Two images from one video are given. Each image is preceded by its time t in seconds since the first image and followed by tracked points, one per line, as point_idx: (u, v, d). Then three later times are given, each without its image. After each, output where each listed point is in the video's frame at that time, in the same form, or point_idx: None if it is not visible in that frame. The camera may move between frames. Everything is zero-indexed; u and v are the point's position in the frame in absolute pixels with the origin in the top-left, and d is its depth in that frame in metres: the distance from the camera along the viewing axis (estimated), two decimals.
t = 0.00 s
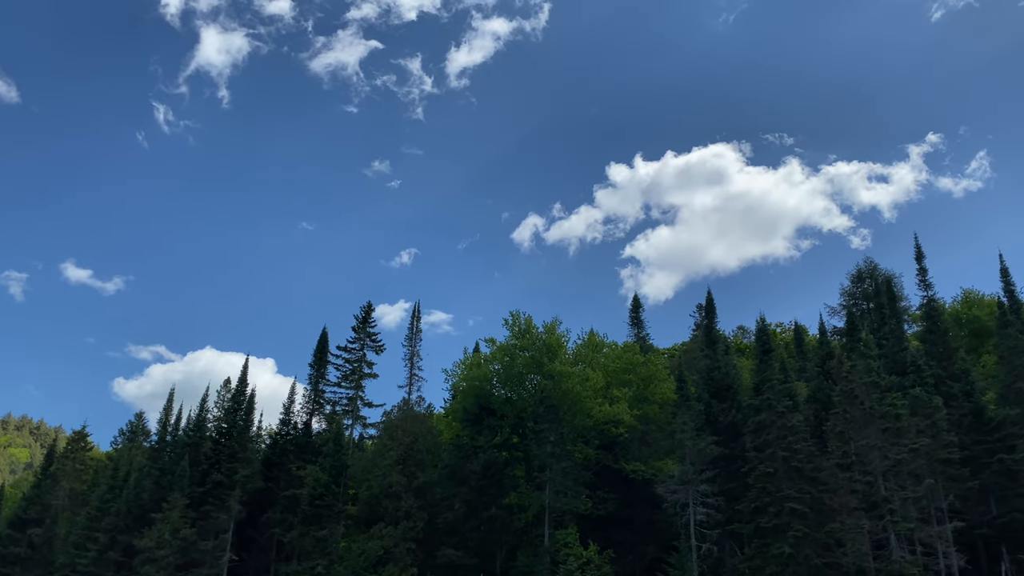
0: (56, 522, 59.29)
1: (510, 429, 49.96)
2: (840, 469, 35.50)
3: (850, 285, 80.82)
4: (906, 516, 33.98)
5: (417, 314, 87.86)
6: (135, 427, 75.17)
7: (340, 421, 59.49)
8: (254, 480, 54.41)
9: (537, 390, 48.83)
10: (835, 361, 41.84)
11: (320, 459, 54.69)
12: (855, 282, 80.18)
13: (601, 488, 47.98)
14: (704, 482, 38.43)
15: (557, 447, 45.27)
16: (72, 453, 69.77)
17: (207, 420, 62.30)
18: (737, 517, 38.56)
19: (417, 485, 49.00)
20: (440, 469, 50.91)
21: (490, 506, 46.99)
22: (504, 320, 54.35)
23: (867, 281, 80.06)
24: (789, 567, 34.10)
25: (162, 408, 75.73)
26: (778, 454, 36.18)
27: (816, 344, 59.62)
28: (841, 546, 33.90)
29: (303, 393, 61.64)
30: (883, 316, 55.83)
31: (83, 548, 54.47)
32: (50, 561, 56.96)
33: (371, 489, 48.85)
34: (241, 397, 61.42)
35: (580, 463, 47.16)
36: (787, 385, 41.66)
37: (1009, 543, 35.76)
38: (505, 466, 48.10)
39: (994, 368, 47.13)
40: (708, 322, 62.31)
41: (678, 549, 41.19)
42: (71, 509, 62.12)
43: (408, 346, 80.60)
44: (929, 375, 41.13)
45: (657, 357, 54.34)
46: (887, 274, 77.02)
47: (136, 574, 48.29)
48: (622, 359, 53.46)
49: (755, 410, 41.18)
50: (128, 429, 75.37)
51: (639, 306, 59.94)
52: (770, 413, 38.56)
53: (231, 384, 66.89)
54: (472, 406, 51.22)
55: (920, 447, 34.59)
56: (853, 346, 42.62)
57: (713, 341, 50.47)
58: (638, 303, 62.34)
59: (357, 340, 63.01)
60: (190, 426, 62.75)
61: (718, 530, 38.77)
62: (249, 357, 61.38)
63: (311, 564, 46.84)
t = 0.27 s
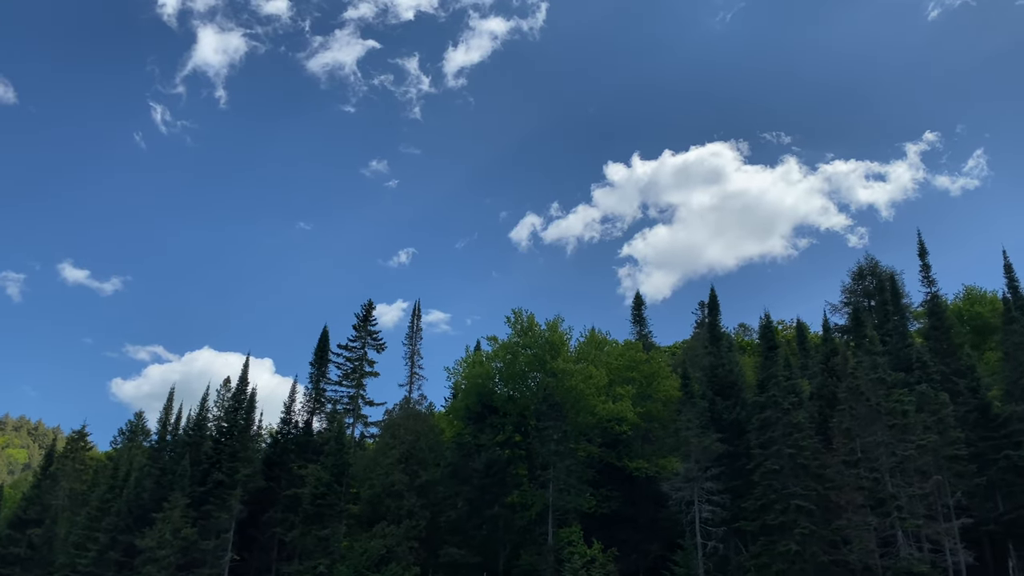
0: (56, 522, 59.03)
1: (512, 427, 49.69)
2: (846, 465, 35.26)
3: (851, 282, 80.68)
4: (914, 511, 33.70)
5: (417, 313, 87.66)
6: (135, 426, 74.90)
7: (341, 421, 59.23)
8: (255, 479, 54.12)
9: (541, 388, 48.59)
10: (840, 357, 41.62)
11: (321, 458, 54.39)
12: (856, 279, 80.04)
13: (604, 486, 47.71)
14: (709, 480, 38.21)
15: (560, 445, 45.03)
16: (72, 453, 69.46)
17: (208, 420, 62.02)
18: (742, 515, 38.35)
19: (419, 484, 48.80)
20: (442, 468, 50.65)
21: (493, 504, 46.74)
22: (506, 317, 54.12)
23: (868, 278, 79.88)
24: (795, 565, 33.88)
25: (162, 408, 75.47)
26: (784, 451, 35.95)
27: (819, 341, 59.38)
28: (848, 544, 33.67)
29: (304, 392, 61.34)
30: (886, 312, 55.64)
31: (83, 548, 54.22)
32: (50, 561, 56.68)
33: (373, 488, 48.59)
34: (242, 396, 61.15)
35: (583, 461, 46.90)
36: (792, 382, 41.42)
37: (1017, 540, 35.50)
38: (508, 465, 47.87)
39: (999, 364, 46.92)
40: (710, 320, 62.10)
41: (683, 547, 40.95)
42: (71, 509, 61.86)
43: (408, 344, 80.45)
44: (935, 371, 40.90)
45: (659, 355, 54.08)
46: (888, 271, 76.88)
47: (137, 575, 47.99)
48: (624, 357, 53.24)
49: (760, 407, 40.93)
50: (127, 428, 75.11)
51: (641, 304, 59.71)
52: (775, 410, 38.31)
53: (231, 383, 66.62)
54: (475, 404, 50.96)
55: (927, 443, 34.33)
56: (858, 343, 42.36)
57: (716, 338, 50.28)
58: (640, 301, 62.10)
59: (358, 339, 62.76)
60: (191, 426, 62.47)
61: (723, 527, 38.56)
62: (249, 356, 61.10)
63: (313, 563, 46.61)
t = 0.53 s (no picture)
0: (57, 522, 58.82)
1: (516, 425, 49.37)
2: (853, 462, 35.06)
3: (853, 280, 80.52)
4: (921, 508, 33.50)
5: (418, 311, 87.44)
6: (136, 425, 74.68)
7: (343, 419, 59.00)
8: (257, 478, 53.87)
9: (544, 385, 48.37)
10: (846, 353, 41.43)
11: (324, 456, 54.16)
12: (858, 277, 79.89)
13: (608, 483, 47.51)
14: (715, 477, 38.00)
15: (564, 443, 44.80)
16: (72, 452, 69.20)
17: (209, 418, 61.79)
18: (749, 512, 38.16)
19: (422, 482, 48.59)
20: (446, 466, 50.43)
21: (497, 502, 46.53)
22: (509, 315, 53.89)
23: (870, 275, 79.71)
24: (802, 562, 33.67)
25: (163, 406, 75.25)
26: (791, 449, 35.75)
27: (822, 339, 59.19)
28: (855, 541, 33.45)
29: (306, 390, 61.12)
30: (890, 309, 55.48)
31: (85, 547, 54.02)
32: (51, 560, 56.46)
33: (377, 486, 48.35)
34: (243, 394, 60.92)
35: (587, 459, 46.68)
36: (798, 379, 41.21)
37: None
38: (512, 462, 47.66)
39: (1005, 361, 46.74)
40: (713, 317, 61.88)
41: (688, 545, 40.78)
42: (72, 509, 61.68)
43: (410, 342, 80.29)
44: (942, 367, 40.69)
45: (663, 352, 53.87)
46: (890, 268, 76.72)
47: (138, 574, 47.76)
48: (628, 354, 53.05)
49: (765, 404, 40.72)
50: (128, 427, 74.88)
51: (644, 301, 59.49)
52: (781, 406, 38.09)
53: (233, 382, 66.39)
54: (478, 402, 50.73)
55: (935, 439, 34.10)
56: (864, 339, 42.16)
57: (720, 335, 50.09)
58: (643, 298, 61.90)
59: (360, 336, 62.53)
60: (192, 425, 62.24)
61: (729, 525, 38.37)
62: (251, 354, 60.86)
63: (316, 562, 46.40)
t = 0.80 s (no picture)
0: (59, 520, 58.59)
1: (519, 423, 48.77)
2: (861, 459, 34.81)
3: (856, 277, 80.32)
4: (930, 505, 33.26)
5: (420, 309, 87.23)
6: (137, 423, 74.45)
7: (346, 417, 58.77)
8: (260, 476, 53.62)
9: (549, 382, 48.13)
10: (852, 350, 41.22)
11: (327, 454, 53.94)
12: (861, 274, 79.69)
13: (613, 481, 47.24)
14: (722, 475, 37.75)
15: (569, 440, 44.55)
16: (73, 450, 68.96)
17: (211, 416, 61.57)
18: (756, 509, 37.92)
19: (426, 480, 48.36)
20: (449, 463, 50.18)
21: (501, 500, 46.30)
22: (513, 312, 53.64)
23: (873, 272, 79.47)
24: (810, 559, 33.40)
25: (164, 405, 75.03)
26: (798, 446, 35.51)
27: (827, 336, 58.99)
28: (864, 539, 33.17)
29: (308, 388, 60.89)
30: (895, 306, 55.27)
31: (87, 546, 53.79)
32: (53, 559, 56.23)
33: (380, 484, 48.11)
34: (245, 392, 60.69)
35: (592, 457, 46.44)
36: (805, 376, 40.99)
37: None
38: (516, 460, 47.42)
39: (1011, 358, 46.53)
40: (717, 314, 61.65)
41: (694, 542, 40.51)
42: (74, 507, 61.50)
43: (412, 340, 80.10)
44: (949, 364, 40.47)
45: (667, 349, 53.64)
46: (894, 265, 76.51)
47: (141, 572, 47.51)
48: (633, 351, 52.86)
49: (772, 401, 40.49)
50: (129, 426, 74.65)
51: (648, 299, 59.27)
52: (788, 404, 37.84)
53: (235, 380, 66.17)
54: (482, 399, 50.47)
55: (944, 436, 33.82)
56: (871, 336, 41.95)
57: (725, 333, 49.89)
58: (646, 296, 61.69)
59: (363, 334, 62.29)
60: (194, 423, 61.99)
61: (736, 523, 38.14)
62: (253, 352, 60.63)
63: (320, 560, 46.18)
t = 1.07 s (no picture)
0: (60, 518, 58.42)
1: (524, 420, 48.74)
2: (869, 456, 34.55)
3: (859, 274, 80.07)
4: (939, 502, 33.00)
5: (422, 306, 86.99)
6: (139, 420, 74.28)
7: (349, 414, 58.56)
8: (263, 474, 53.41)
9: (553, 380, 47.90)
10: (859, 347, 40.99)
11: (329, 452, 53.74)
12: (864, 271, 79.45)
13: (618, 479, 47.01)
14: (728, 472, 37.49)
15: (574, 437, 44.29)
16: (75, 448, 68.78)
17: (214, 414, 61.38)
18: (762, 507, 37.67)
19: (430, 477, 48.14)
20: (453, 461, 49.95)
21: (505, 498, 46.06)
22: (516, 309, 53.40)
23: (877, 270, 79.23)
24: (817, 557, 33.16)
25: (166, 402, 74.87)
26: (806, 443, 35.24)
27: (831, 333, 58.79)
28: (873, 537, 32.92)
29: (311, 386, 60.68)
30: (901, 303, 55.04)
31: (88, 544, 53.61)
32: (55, 557, 56.05)
33: (384, 482, 47.88)
34: (248, 389, 60.47)
35: (596, 454, 46.18)
36: (812, 373, 40.75)
37: None
38: (520, 458, 47.20)
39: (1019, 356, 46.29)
40: (722, 312, 61.42)
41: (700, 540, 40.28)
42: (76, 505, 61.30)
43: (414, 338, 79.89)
44: (957, 361, 40.22)
45: (672, 346, 53.39)
46: (898, 263, 76.25)
47: (143, 570, 47.30)
48: (637, 349, 52.63)
49: (778, 399, 40.24)
50: (131, 423, 74.50)
51: (652, 296, 59.04)
52: (795, 400, 37.58)
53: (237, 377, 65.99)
54: (486, 396, 50.23)
55: (953, 434, 33.56)
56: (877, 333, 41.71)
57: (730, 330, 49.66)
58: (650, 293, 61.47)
59: (365, 332, 62.06)
60: (196, 420, 61.80)
61: (742, 520, 37.88)
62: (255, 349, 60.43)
63: (323, 558, 45.96)
